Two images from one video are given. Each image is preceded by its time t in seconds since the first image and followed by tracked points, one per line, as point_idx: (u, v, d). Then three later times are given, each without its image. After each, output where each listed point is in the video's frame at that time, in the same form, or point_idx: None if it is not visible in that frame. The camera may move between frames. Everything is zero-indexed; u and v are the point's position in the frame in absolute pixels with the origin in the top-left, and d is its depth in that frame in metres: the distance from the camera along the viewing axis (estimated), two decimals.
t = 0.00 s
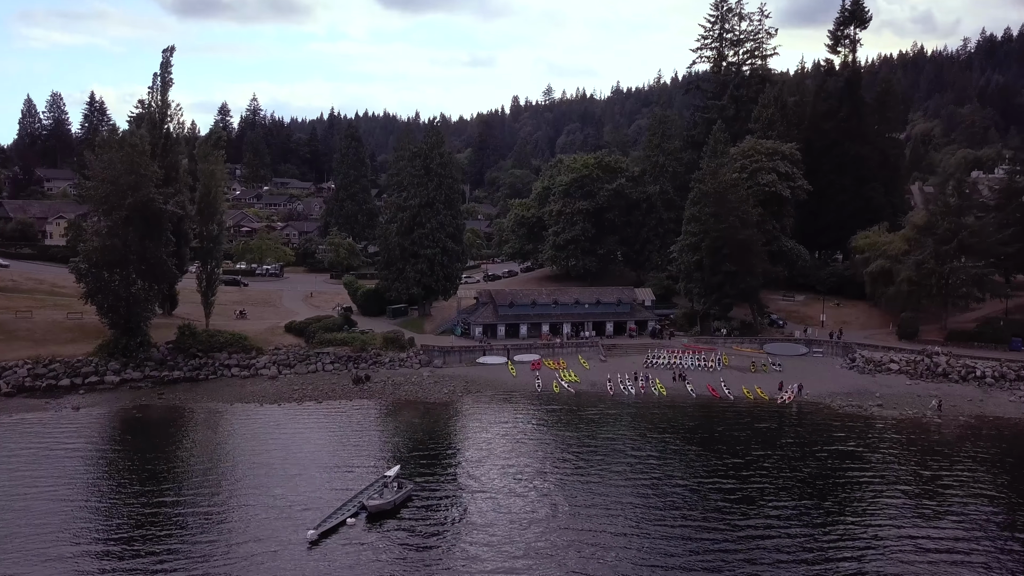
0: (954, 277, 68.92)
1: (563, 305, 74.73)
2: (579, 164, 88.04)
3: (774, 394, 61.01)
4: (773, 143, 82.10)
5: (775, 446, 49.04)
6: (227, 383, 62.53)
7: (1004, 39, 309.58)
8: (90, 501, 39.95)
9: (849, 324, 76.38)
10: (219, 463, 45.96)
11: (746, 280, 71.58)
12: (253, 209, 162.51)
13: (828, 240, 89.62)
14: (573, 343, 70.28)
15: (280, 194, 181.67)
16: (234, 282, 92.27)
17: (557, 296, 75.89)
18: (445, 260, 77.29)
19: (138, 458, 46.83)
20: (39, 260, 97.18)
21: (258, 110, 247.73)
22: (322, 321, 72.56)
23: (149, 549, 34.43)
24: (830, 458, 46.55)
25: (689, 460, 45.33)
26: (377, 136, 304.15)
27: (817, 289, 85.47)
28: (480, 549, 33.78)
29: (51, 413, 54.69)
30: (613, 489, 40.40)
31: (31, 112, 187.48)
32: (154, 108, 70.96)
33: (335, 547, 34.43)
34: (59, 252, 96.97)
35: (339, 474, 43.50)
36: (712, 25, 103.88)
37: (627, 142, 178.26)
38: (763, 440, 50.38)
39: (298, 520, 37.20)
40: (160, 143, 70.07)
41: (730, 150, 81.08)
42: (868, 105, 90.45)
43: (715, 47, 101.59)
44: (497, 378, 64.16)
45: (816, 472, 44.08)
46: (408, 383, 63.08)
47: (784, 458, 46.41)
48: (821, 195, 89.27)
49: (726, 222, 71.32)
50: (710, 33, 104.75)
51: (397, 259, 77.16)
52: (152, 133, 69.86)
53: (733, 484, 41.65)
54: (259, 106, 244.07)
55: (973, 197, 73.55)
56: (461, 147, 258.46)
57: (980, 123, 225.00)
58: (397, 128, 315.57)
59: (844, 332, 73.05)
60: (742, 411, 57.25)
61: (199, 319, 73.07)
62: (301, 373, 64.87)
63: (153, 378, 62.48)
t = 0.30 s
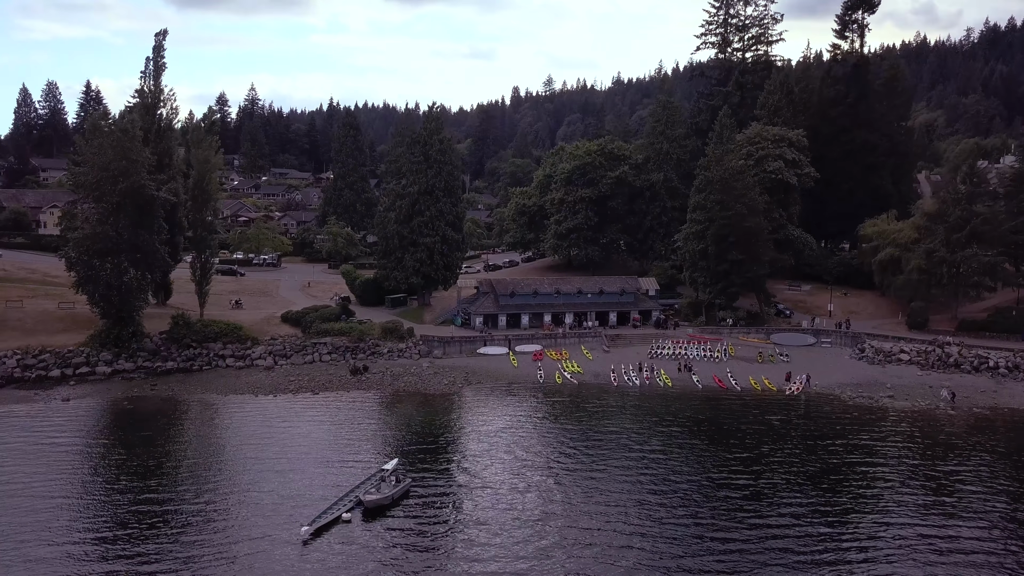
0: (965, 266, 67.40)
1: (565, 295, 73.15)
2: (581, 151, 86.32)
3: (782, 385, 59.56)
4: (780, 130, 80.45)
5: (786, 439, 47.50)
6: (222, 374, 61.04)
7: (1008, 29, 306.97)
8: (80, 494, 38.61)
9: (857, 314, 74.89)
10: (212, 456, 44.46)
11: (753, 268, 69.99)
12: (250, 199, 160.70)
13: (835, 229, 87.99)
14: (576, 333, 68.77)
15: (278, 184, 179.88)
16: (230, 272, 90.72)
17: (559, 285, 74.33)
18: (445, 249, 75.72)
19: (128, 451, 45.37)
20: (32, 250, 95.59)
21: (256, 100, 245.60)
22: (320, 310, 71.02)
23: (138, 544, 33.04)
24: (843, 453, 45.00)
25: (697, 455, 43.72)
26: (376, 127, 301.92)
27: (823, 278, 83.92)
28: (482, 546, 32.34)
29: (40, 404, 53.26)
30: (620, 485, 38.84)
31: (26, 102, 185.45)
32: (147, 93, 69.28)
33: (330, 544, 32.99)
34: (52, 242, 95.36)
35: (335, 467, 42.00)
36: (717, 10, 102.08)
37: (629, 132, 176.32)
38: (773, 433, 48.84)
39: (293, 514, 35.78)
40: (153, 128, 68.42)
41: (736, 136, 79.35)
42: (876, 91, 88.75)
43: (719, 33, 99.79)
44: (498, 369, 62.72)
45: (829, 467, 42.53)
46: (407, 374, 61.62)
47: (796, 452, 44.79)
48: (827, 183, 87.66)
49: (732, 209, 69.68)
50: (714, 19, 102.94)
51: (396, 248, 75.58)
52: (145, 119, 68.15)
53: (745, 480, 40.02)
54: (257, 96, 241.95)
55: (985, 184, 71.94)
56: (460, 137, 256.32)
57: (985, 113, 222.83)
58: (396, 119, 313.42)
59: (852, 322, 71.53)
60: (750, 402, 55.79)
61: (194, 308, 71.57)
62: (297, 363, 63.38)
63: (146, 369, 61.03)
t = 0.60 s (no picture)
0: (977, 261, 65.84)
1: (568, 290, 71.56)
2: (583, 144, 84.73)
3: (790, 382, 58.02)
4: (786, 122, 78.86)
5: (797, 437, 45.73)
6: (216, 371, 59.51)
7: (1012, 25, 304.93)
8: (65, 495, 36.99)
9: (865, 310, 73.32)
10: (203, 455, 42.91)
11: (760, 263, 68.43)
12: (248, 195, 159.05)
13: (841, 223, 86.42)
14: (579, 330, 67.21)
15: (277, 180, 178.42)
16: (226, 268, 89.17)
17: (562, 280, 72.75)
18: (444, 244, 74.16)
19: (117, 450, 43.84)
20: (24, 245, 94.03)
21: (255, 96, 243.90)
22: (317, 306, 69.45)
23: (124, 548, 31.45)
24: (857, 451, 43.20)
25: (708, 454, 41.99)
26: (376, 124, 300.36)
27: (830, 274, 82.34)
28: (483, 550, 30.83)
29: (28, 402, 51.76)
30: (627, 485, 37.16)
31: (23, 97, 183.75)
32: (139, 84, 67.71)
33: (324, 548, 31.51)
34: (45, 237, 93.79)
35: (330, 468, 40.44)
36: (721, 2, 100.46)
37: (631, 128, 174.59)
38: (783, 431, 47.09)
39: (285, 517, 34.24)
40: (146, 120, 66.84)
41: (742, 129, 77.74)
42: (884, 83, 87.14)
43: (724, 25, 98.14)
44: (499, 366, 61.19)
45: (842, 465, 40.76)
46: (406, 370, 60.10)
47: (808, 450, 43.09)
48: (834, 177, 86.05)
49: (738, 203, 68.11)
50: (718, 11, 101.30)
51: (395, 242, 74.00)
52: (137, 110, 66.54)
53: (757, 479, 38.30)
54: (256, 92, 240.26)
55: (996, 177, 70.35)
56: (461, 134, 254.51)
57: (990, 109, 220.86)
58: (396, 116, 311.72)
59: (861, 318, 69.97)
60: (758, 400, 54.22)
61: (188, 304, 70.03)
62: (293, 360, 61.85)
63: (138, 366, 59.53)
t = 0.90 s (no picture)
0: (990, 257, 64.23)
1: (570, 287, 69.96)
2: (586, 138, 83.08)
3: (800, 381, 56.45)
4: (793, 115, 77.25)
5: (810, 438, 43.99)
6: (209, 370, 57.92)
7: (1014, 22, 303.18)
8: (51, 497, 35.42)
9: (874, 307, 71.73)
10: (194, 456, 41.35)
11: (767, 259, 66.81)
12: (246, 192, 157.42)
13: (848, 219, 84.80)
14: (582, 327, 65.61)
15: (276, 177, 176.94)
16: (222, 265, 87.59)
17: (564, 276, 71.10)
18: (444, 239, 72.51)
19: (104, 450, 42.29)
20: (16, 242, 92.39)
21: (254, 94, 242.28)
22: (313, 303, 67.84)
23: (110, 554, 29.85)
24: (874, 453, 41.39)
25: (718, 456, 40.29)
26: (376, 122, 298.62)
27: (837, 271, 80.75)
28: (483, 559, 29.25)
29: (14, 401, 50.20)
30: (635, 490, 35.47)
31: (18, 94, 182.08)
32: (132, 76, 66.09)
33: (317, 555, 29.93)
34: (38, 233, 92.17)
35: (324, 469, 38.82)
36: None
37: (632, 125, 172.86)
38: (795, 431, 45.37)
39: (277, 521, 32.62)
40: (138, 112, 65.20)
41: (747, 122, 76.09)
42: (892, 76, 85.54)
43: (728, 18, 96.55)
44: (500, 364, 59.61)
45: (858, 468, 39.01)
46: (404, 369, 58.52)
47: (822, 451, 41.38)
48: (841, 171, 84.47)
49: (745, 197, 66.46)
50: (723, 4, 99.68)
51: (393, 238, 72.33)
52: (128, 102, 64.93)
53: (771, 483, 36.61)
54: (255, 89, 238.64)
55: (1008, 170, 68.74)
56: (461, 132, 252.74)
57: (994, 106, 219.07)
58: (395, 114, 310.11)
59: (870, 316, 68.36)
60: (767, 399, 52.70)
61: (181, 301, 68.41)
62: (289, 358, 60.24)
63: (129, 364, 57.98)
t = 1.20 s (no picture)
0: (1003, 253, 62.63)
1: (573, 283, 68.31)
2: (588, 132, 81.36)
3: (810, 380, 54.85)
4: (800, 108, 75.58)
5: (825, 439, 42.25)
6: (202, 368, 56.31)
7: (1018, 20, 301.37)
8: (38, 499, 33.89)
9: (883, 304, 70.12)
10: (185, 457, 39.69)
11: (775, 254, 65.17)
12: (244, 189, 155.73)
13: (856, 215, 83.14)
14: (585, 324, 63.93)
15: (274, 175, 175.35)
16: (218, 261, 86.01)
17: (566, 273, 69.42)
18: (444, 235, 70.83)
19: (91, 451, 40.66)
20: (9, 239, 90.72)
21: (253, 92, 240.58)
22: (310, 300, 66.19)
23: (99, 559, 28.28)
24: (891, 455, 39.65)
25: (729, 458, 38.59)
26: (376, 121, 296.98)
27: (845, 267, 79.13)
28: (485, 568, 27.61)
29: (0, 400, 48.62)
30: (643, 494, 33.75)
31: (15, 91, 180.36)
32: (124, 67, 64.43)
33: (309, 563, 28.33)
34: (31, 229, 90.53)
35: (319, 471, 37.16)
36: None
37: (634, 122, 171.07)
38: (808, 432, 43.61)
39: (269, 525, 31.02)
40: (130, 104, 63.54)
41: (754, 115, 74.38)
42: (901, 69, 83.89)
43: (734, 10, 94.84)
44: (502, 362, 58.00)
45: (877, 471, 37.24)
46: (403, 367, 56.91)
47: (839, 454, 39.61)
48: (849, 166, 82.82)
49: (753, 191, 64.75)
50: None
51: (391, 233, 70.63)
52: (120, 93, 63.29)
53: (786, 487, 34.84)
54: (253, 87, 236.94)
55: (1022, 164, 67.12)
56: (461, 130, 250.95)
57: (998, 103, 217.27)
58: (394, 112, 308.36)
59: (880, 313, 66.72)
60: (777, 398, 51.10)
61: (175, 298, 66.75)
62: (284, 356, 58.62)
63: (120, 362, 56.38)
